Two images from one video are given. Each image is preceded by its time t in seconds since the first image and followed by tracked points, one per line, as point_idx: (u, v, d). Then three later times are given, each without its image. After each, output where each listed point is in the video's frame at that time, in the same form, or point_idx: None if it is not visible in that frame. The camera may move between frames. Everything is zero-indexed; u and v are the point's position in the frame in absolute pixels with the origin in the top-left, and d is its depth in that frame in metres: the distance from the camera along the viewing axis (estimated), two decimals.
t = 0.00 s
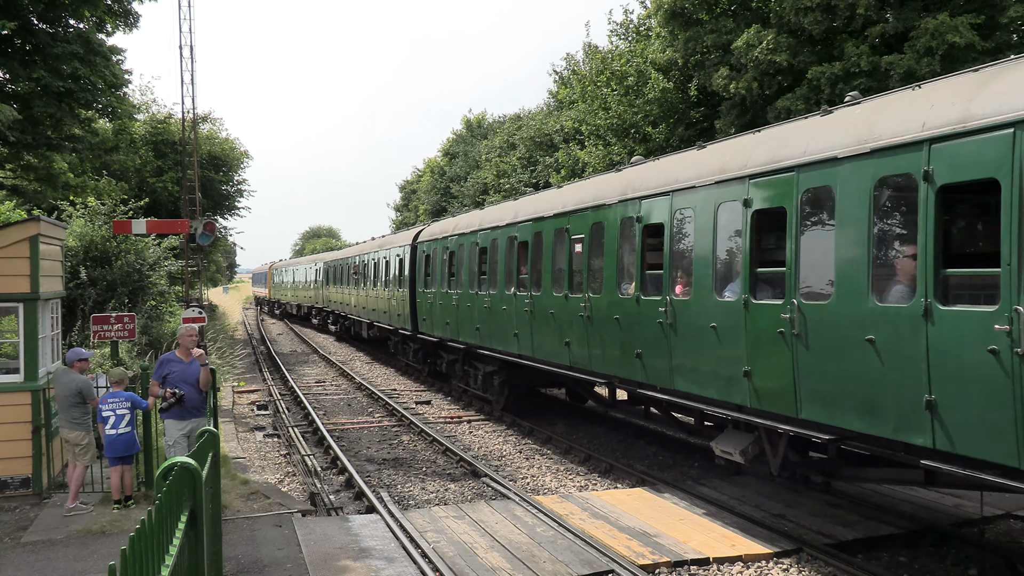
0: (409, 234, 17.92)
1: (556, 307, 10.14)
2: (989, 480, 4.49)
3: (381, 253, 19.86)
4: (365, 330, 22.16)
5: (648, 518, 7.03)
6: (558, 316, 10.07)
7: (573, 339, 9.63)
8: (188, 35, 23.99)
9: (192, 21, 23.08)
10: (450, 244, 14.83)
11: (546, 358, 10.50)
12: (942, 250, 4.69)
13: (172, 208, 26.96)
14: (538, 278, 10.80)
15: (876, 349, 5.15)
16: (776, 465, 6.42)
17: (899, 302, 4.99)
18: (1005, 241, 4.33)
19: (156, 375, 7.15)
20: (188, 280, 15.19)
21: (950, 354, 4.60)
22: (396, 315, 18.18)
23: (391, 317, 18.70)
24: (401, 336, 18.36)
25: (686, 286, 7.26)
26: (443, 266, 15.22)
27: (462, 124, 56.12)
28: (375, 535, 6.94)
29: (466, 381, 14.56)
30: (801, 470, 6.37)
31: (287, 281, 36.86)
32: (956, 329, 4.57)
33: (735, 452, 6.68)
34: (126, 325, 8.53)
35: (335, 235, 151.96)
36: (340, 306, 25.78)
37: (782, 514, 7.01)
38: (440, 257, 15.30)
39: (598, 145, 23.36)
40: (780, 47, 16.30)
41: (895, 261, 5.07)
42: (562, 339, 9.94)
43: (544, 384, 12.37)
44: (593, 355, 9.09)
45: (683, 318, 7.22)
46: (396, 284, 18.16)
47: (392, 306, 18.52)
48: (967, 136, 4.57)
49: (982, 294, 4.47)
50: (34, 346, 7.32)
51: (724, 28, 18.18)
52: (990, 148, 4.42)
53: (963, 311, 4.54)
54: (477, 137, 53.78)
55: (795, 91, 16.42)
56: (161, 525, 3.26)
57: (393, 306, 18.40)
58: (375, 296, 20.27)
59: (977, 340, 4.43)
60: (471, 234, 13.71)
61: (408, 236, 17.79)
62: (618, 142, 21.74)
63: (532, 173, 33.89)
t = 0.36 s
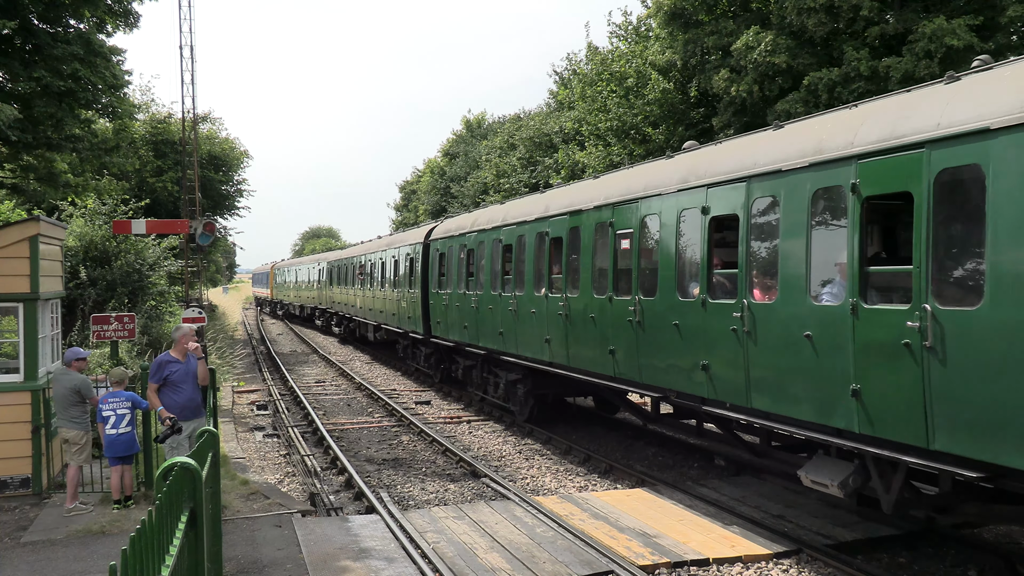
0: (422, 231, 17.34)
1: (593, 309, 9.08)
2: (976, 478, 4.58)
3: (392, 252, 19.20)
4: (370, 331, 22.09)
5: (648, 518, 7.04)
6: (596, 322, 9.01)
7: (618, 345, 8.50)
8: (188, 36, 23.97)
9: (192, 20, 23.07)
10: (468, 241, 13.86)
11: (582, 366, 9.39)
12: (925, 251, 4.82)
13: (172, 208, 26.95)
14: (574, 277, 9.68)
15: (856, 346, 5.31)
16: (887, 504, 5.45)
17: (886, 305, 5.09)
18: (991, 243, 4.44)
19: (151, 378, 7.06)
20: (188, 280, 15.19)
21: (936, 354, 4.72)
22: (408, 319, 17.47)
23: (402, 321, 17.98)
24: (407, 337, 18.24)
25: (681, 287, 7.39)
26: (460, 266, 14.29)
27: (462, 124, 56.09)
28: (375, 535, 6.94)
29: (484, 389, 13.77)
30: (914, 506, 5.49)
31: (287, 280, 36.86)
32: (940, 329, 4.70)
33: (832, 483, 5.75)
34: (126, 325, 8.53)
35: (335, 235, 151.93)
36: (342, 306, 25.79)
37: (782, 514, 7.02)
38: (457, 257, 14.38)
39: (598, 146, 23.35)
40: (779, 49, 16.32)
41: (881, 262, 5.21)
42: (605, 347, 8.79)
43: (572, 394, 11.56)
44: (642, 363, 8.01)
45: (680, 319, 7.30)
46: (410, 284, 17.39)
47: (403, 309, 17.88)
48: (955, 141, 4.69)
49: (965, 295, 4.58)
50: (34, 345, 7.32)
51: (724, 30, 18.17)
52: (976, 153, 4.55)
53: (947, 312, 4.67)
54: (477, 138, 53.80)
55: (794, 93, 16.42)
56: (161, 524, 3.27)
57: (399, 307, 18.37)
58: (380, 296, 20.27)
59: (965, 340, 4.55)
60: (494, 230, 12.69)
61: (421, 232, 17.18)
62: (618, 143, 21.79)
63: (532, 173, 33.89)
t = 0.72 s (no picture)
0: (432, 227, 16.33)
1: (641, 313, 7.89)
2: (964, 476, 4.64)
3: (399, 249, 18.13)
4: (370, 331, 22.03)
5: (648, 518, 7.06)
6: (645, 329, 7.83)
7: (675, 355, 7.32)
8: (187, 36, 23.95)
9: (191, 18, 23.06)
10: (487, 238, 12.66)
11: (628, 376, 8.22)
12: (911, 253, 4.91)
13: (171, 208, 26.94)
14: (618, 276, 8.46)
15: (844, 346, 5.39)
16: None
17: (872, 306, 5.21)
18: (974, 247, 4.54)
19: (152, 377, 6.98)
20: (188, 280, 15.19)
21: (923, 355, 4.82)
22: (417, 322, 16.48)
23: (411, 323, 16.89)
24: (406, 337, 18.13)
25: (673, 287, 7.44)
26: (477, 265, 13.09)
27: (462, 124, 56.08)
28: (375, 535, 6.93)
29: (503, 397, 12.80)
30: None
31: (287, 280, 36.90)
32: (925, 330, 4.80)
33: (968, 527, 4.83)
34: (125, 324, 8.52)
35: (334, 235, 151.90)
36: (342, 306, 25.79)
37: (782, 515, 7.03)
38: (474, 254, 13.20)
39: (598, 146, 23.35)
40: (779, 50, 16.33)
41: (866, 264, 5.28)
42: (660, 356, 7.56)
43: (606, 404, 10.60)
44: (709, 375, 6.84)
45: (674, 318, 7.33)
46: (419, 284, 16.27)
47: (410, 311, 16.92)
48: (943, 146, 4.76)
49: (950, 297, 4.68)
50: (34, 345, 7.32)
51: (724, 33, 18.16)
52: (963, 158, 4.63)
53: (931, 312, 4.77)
54: (476, 137, 53.79)
55: (793, 93, 16.44)
56: (160, 521, 3.27)
57: (394, 307, 18.29)
58: (377, 296, 20.20)
59: (955, 340, 4.62)
60: (518, 225, 11.45)
61: (432, 228, 16.15)
62: (617, 143, 21.80)
63: (531, 173, 33.88)
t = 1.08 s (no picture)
0: (451, 221, 15.26)
1: (707, 318, 6.76)
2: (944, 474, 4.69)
3: (414, 246, 17.05)
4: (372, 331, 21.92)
5: (647, 518, 7.06)
6: (711, 339, 6.69)
7: (751, 367, 6.21)
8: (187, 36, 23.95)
9: (190, 17, 23.04)
10: (515, 235, 11.44)
11: (686, 392, 7.09)
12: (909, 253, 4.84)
13: (170, 208, 26.94)
14: (676, 276, 7.29)
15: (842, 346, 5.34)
16: None
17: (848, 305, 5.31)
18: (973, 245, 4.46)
19: (157, 377, 6.96)
20: (187, 280, 15.19)
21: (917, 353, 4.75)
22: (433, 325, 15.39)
23: (427, 326, 15.77)
24: (407, 337, 17.97)
25: (667, 287, 7.44)
26: (502, 266, 11.89)
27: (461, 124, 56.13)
28: (374, 535, 6.94)
29: (527, 408, 11.71)
30: None
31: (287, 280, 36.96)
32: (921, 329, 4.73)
33: None
34: (124, 324, 8.51)
35: (333, 235, 151.99)
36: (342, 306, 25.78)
37: (780, 515, 7.04)
38: (498, 252, 11.98)
39: (598, 146, 23.35)
40: (778, 49, 16.34)
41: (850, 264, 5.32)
42: (733, 369, 6.41)
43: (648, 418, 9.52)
44: (799, 392, 5.72)
45: (669, 318, 7.33)
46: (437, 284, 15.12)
47: (426, 313, 15.86)
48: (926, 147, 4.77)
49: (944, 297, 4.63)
50: (33, 345, 7.31)
51: (724, 33, 18.19)
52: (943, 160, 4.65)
53: (916, 312, 4.78)
54: (476, 137, 53.81)
55: (792, 93, 16.46)
56: (159, 522, 3.28)
57: (398, 308, 18.30)
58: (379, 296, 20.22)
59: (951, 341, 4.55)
60: (551, 220, 10.21)
61: (450, 222, 15.08)
62: (617, 143, 21.81)
63: (530, 173, 33.92)
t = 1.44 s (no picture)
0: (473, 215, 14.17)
1: (799, 326, 5.68)
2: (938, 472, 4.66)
3: (429, 244, 15.99)
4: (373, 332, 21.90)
5: (647, 518, 7.06)
6: (808, 350, 5.59)
7: (861, 383, 5.11)
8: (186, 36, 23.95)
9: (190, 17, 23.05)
10: (547, 232, 10.33)
11: (773, 410, 5.98)
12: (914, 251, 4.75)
13: (169, 208, 26.94)
14: (755, 275, 6.20)
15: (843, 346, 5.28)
16: None
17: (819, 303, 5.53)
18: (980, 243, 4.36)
19: (160, 376, 6.96)
20: (186, 280, 15.19)
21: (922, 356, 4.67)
22: (450, 329, 14.38)
23: (442, 330, 14.76)
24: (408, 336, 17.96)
25: (667, 286, 7.36)
26: (533, 265, 10.76)
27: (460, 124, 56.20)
28: (374, 535, 6.95)
29: (557, 420, 10.78)
30: None
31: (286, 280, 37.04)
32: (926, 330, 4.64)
33: None
34: (123, 325, 8.50)
35: (332, 235, 152.09)
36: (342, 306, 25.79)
37: (780, 515, 7.04)
38: (528, 249, 10.86)
39: (597, 146, 23.35)
40: (776, 48, 16.36)
41: (829, 261, 5.47)
42: (841, 387, 5.28)
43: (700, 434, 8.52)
44: (929, 415, 4.64)
45: (672, 319, 7.19)
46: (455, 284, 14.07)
47: (441, 316, 14.86)
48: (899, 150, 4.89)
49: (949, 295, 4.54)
50: (32, 346, 7.31)
51: (723, 32, 18.21)
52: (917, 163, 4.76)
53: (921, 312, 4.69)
54: (475, 137, 53.85)
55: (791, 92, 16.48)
56: (160, 523, 3.28)
57: (400, 308, 18.27)
58: (381, 297, 20.19)
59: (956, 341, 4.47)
60: (592, 213, 9.06)
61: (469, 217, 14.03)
62: (617, 143, 21.84)
63: (529, 172, 33.98)
